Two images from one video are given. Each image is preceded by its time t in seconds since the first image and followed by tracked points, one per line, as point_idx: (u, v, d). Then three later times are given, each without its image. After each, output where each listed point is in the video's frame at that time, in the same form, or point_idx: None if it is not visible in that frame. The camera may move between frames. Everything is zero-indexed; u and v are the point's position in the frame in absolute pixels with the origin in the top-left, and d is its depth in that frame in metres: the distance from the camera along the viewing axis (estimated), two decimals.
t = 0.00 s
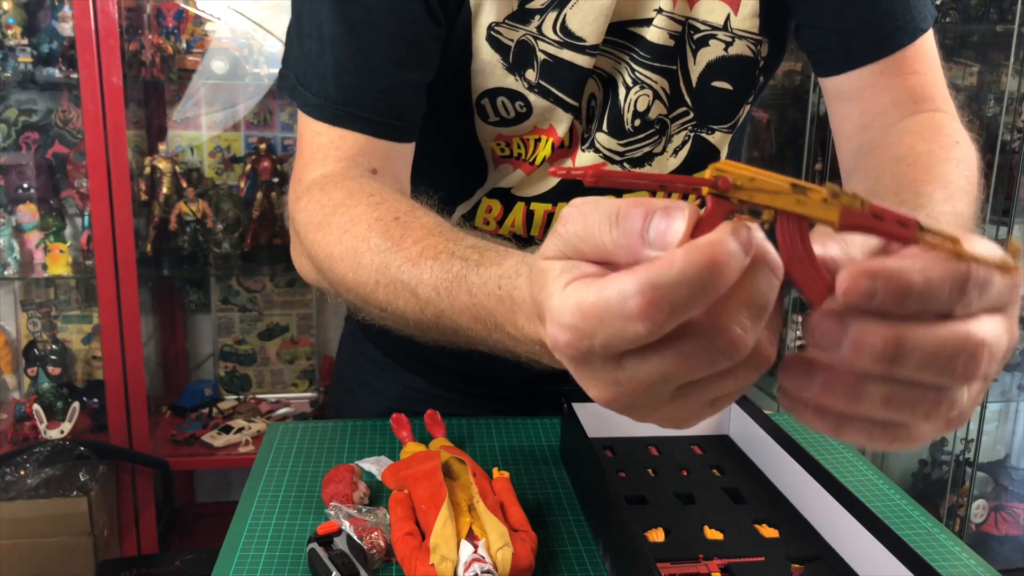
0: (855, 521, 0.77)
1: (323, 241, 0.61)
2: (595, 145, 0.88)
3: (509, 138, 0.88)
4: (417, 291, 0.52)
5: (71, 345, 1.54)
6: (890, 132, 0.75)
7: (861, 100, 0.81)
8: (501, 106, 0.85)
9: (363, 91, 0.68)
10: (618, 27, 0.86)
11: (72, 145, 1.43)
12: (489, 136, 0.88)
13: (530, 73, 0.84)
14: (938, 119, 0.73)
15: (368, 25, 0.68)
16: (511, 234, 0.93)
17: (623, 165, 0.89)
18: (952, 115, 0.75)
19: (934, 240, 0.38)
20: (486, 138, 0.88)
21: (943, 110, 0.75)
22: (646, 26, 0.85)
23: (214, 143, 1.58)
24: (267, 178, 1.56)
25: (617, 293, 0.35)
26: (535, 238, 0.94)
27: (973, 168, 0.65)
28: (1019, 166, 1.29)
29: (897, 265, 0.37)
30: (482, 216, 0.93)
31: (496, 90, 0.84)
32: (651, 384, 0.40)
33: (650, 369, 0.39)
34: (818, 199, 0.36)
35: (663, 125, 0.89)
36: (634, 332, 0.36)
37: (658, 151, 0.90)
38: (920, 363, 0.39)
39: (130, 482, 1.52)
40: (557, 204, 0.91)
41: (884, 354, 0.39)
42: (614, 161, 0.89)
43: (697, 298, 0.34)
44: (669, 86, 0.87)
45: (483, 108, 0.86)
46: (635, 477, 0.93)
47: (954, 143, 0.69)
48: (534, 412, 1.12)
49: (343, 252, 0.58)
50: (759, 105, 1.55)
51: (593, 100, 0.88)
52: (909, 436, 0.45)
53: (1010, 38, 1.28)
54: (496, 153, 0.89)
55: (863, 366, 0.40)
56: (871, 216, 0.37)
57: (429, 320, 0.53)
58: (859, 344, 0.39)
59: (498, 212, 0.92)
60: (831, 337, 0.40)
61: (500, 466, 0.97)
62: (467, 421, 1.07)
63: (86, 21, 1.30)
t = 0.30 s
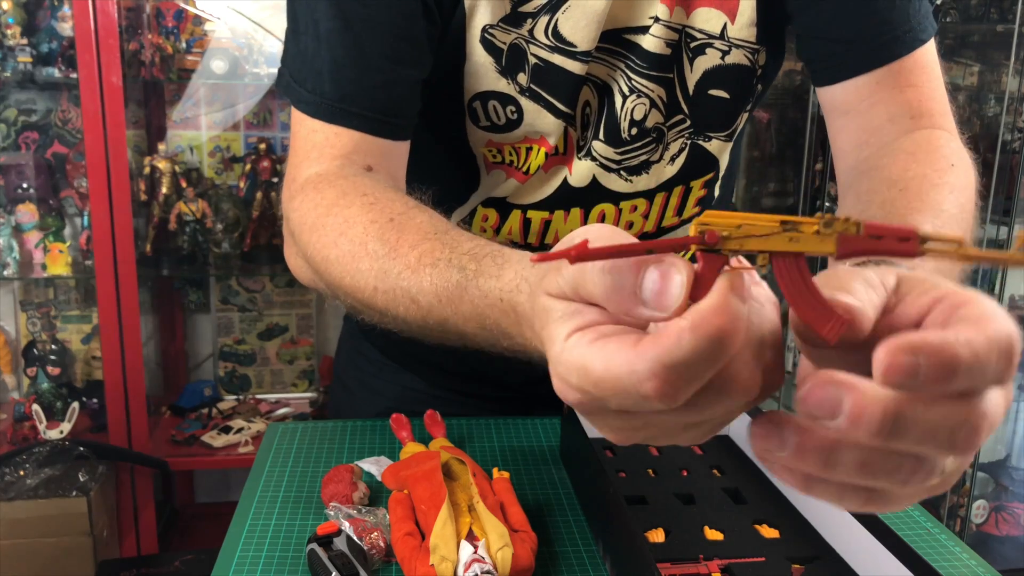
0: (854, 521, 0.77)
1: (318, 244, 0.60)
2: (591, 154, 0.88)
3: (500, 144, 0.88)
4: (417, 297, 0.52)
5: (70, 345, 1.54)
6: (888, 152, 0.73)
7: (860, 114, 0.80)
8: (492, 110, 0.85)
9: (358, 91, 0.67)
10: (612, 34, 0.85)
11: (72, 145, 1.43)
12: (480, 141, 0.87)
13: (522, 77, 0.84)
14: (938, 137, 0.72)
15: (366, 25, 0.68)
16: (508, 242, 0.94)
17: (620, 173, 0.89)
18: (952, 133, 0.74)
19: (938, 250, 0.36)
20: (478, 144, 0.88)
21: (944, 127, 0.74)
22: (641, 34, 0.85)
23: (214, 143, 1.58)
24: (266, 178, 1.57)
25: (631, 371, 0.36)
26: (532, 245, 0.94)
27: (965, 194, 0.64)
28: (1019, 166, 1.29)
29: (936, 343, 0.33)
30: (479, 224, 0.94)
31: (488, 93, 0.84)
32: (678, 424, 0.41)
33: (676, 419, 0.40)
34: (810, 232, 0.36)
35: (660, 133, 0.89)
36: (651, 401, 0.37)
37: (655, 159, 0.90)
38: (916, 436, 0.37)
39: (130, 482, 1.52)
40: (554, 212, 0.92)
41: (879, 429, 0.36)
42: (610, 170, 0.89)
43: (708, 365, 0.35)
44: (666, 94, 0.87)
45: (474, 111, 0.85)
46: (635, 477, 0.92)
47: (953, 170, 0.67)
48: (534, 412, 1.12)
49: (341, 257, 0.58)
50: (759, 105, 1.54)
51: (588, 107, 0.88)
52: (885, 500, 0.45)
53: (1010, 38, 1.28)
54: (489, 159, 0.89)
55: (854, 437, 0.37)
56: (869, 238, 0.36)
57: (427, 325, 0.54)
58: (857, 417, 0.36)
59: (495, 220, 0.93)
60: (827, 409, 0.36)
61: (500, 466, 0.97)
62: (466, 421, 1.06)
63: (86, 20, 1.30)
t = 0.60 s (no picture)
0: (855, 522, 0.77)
1: (310, 234, 0.60)
2: (588, 157, 0.87)
3: (494, 147, 0.88)
4: (410, 281, 0.52)
5: (70, 345, 1.54)
6: (874, 163, 0.73)
7: (848, 120, 0.79)
8: (487, 112, 0.85)
9: (358, 87, 0.67)
10: (608, 37, 0.85)
11: (72, 145, 1.43)
12: (476, 143, 0.87)
13: (516, 78, 0.83)
14: (926, 148, 0.72)
15: (365, 24, 0.68)
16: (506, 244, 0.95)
17: (616, 177, 0.89)
18: (941, 143, 0.73)
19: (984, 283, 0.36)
20: (473, 146, 0.88)
21: (935, 138, 0.74)
22: (636, 37, 0.85)
23: (214, 142, 1.58)
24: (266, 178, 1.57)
25: (635, 372, 0.36)
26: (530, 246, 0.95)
27: (955, 208, 0.63)
28: (1020, 166, 1.29)
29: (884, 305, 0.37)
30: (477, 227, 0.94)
31: (483, 94, 0.84)
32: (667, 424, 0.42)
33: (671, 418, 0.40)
34: (859, 258, 0.35)
35: (656, 136, 0.88)
36: (653, 404, 0.37)
37: (651, 162, 0.90)
38: (874, 402, 0.38)
39: (130, 482, 1.51)
40: (550, 215, 0.92)
41: (837, 389, 0.38)
42: (607, 173, 0.88)
43: (718, 374, 0.36)
44: (663, 98, 0.87)
45: (469, 113, 0.85)
46: (635, 478, 0.92)
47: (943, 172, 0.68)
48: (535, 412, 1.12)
49: (336, 244, 0.57)
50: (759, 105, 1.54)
51: (583, 111, 0.88)
52: (868, 500, 0.45)
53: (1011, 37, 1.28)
54: (484, 162, 0.89)
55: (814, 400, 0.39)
56: (919, 266, 0.36)
57: (411, 312, 0.54)
58: (811, 374, 0.38)
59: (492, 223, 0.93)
60: (788, 366, 0.39)
61: (500, 466, 0.97)
62: (466, 421, 1.06)
63: (86, 20, 1.29)
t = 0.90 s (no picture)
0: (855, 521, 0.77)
1: (285, 217, 0.59)
2: (587, 156, 0.87)
3: (494, 147, 0.87)
4: (362, 249, 0.50)
5: (69, 345, 1.53)
6: (890, 155, 0.71)
7: (858, 117, 0.79)
8: (486, 112, 0.85)
9: (343, 84, 0.69)
10: (608, 37, 0.85)
11: (71, 145, 1.42)
12: (475, 143, 0.87)
13: (515, 77, 0.83)
14: (941, 139, 0.70)
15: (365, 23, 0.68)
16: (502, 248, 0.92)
17: (616, 176, 0.88)
18: (956, 134, 0.71)
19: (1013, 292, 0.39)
20: (473, 145, 0.87)
21: (945, 128, 0.72)
22: (636, 36, 0.85)
23: (214, 142, 1.57)
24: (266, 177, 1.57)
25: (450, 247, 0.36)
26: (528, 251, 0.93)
27: (971, 199, 0.61)
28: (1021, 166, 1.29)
29: (906, 302, 0.39)
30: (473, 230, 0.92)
31: (482, 93, 0.84)
32: (451, 345, 0.41)
33: (459, 328, 0.39)
34: (877, 258, 0.38)
35: (656, 135, 0.88)
36: (458, 290, 0.37)
37: (652, 161, 0.89)
38: (899, 404, 0.40)
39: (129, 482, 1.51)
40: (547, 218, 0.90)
41: (856, 394, 0.39)
42: (607, 173, 0.88)
43: (522, 285, 0.35)
44: (663, 97, 0.87)
45: (468, 112, 0.85)
46: (635, 478, 0.92)
47: (956, 163, 0.66)
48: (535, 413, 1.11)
49: (303, 222, 0.56)
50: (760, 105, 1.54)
51: (583, 110, 0.88)
52: (891, 500, 0.46)
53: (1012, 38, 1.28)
54: (485, 161, 0.88)
55: (836, 403, 0.40)
56: (943, 269, 0.39)
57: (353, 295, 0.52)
58: (833, 376, 0.40)
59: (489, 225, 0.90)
60: (805, 368, 0.41)
61: (500, 466, 0.96)
62: (466, 422, 1.06)
63: (85, 20, 1.29)
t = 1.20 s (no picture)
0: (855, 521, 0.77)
1: (279, 218, 0.58)
2: (585, 157, 0.87)
3: (491, 147, 0.87)
4: (349, 252, 0.50)
5: (69, 345, 1.53)
6: (895, 152, 0.71)
7: (862, 112, 0.78)
8: (483, 112, 0.85)
9: (340, 82, 0.69)
10: (605, 37, 0.85)
11: (70, 144, 1.42)
12: (472, 144, 0.87)
13: (512, 78, 0.83)
14: (944, 134, 0.70)
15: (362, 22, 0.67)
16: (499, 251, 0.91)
17: (614, 177, 0.88)
18: (960, 129, 0.71)
19: (1002, 273, 0.39)
20: (470, 146, 0.87)
21: (947, 122, 0.72)
22: (634, 36, 0.85)
23: (213, 142, 1.56)
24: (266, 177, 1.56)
25: (418, 254, 0.36)
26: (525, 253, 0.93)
27: (980, 191, 0.61)
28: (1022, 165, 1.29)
29: (889, 289, 0.38)
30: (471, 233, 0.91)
31: (478, 93, 0.84)
32: (423, 356, 0.41)
33: (431, 338, 0.39)
34: (858, 247, 0.38)
35: (654, 136, 0.88)
36: (426, 299, 0.37)
37: (649, 162, 0.89)
38: (893, 397, 0.39)
39: (129, 482, 1.51)
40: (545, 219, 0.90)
41: (847, 389, 0.39)
42: (605, 174, 0.87)
43: (491, 294, 0.35)
44: (660, 97, 0.86)
45: (465, 113, 0.85)
46: (636, 478, 0.92)
47: (965, 159, 0.66)
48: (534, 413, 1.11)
49: (294, 222, 0.56)
50: (760, 104, 1.54)
51: (581, 110, 0.87)
52: (894, 495, 0.45)
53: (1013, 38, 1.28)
54: (482, 163, 0.88)
55: (828, 400, 0.40)
56: (926, 255, 0.39)
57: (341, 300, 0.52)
58: (822, 371, 0.40)
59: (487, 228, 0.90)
60: (796, 365, 0.41)
61: (500, 467, 0.96)
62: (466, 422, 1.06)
63: (85, 19, 1.29)
